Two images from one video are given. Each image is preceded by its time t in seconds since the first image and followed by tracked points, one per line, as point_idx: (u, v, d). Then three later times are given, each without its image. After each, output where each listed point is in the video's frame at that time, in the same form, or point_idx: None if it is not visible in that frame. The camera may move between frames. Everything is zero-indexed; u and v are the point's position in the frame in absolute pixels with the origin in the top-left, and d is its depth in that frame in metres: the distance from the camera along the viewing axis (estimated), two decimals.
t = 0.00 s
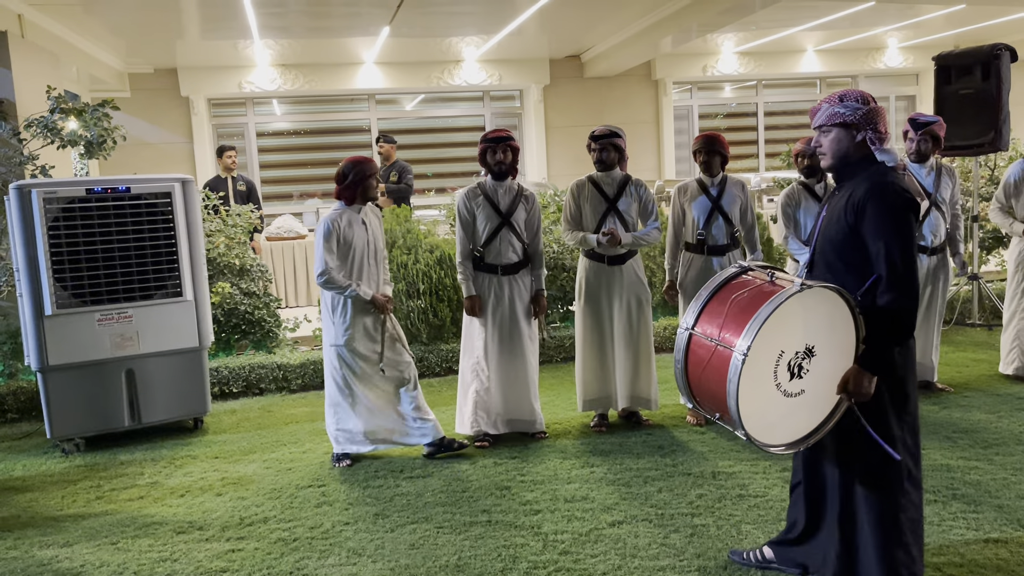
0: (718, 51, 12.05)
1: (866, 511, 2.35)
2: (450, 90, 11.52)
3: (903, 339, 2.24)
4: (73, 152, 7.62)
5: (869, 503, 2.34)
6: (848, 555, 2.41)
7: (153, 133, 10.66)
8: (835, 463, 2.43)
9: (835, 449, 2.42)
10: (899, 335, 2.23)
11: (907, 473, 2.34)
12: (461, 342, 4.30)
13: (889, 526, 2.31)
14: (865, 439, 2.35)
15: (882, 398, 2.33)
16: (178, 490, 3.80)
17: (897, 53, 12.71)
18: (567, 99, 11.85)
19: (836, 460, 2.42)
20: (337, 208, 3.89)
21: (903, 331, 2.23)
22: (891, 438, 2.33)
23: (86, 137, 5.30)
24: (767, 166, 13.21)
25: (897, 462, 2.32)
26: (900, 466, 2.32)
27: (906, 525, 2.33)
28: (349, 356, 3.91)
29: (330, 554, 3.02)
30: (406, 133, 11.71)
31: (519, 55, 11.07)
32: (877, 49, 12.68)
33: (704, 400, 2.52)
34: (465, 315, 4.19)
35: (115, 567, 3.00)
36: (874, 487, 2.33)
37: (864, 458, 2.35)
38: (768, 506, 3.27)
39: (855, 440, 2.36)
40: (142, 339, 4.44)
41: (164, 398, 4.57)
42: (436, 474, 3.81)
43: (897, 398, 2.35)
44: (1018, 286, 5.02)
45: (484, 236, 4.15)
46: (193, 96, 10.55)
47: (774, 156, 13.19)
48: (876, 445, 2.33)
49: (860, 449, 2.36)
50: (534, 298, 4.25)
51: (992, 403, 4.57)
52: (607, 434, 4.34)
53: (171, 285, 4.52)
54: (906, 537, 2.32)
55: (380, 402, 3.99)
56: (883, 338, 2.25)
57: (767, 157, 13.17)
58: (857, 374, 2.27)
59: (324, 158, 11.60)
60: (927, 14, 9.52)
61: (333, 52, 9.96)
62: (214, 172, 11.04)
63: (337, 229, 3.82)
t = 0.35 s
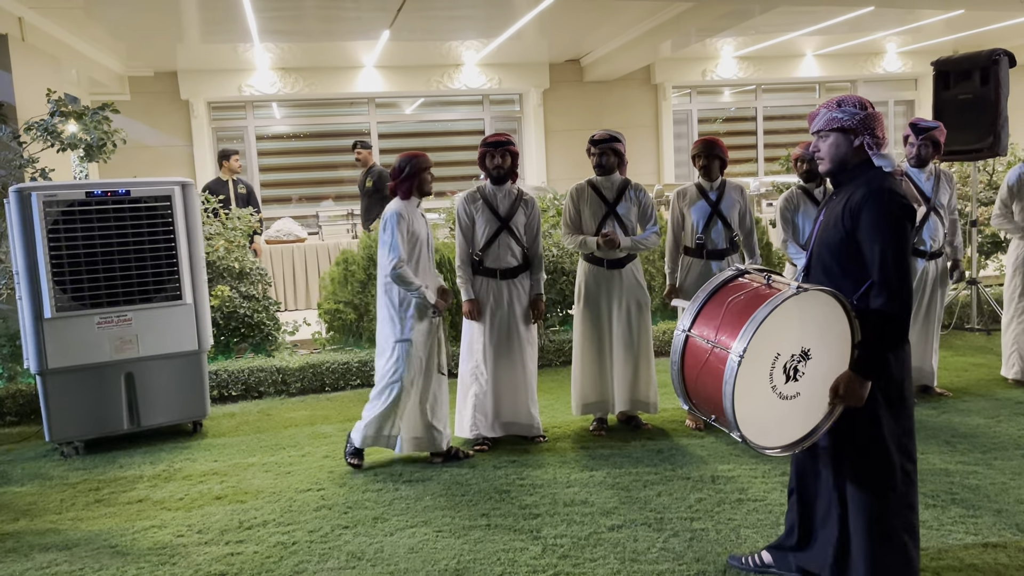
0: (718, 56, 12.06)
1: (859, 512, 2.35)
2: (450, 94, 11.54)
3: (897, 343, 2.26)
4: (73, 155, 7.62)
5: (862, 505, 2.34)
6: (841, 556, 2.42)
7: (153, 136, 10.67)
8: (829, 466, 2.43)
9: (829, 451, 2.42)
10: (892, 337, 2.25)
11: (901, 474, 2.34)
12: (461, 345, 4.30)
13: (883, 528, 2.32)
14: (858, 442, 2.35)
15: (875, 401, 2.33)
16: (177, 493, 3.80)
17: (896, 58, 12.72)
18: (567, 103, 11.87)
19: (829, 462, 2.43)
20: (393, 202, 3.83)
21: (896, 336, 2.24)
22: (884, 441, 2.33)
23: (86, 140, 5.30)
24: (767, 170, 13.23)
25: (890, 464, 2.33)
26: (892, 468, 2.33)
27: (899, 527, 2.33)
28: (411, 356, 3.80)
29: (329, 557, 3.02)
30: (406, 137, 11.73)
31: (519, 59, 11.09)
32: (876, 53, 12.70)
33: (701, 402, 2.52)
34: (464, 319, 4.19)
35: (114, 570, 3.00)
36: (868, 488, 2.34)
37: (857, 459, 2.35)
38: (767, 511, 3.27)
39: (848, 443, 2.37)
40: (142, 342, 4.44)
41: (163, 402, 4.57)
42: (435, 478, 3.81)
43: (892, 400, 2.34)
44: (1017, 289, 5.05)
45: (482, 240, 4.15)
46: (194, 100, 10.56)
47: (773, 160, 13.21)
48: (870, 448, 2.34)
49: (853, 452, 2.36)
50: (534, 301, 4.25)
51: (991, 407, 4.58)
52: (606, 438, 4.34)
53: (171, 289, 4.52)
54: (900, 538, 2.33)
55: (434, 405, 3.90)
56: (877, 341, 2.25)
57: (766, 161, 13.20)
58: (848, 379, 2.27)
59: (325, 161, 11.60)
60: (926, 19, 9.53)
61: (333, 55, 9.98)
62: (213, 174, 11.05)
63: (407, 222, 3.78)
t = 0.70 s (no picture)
0: (718, 60, 12.07)
1: (862, 519, 2.34)
2: (450, 98, 11.55)
3: (901, 350, 2.26)
4: (73, 158, 7.62)
5: (865, 512, 2.33)
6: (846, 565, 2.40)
7: (154, 139, 10.67)
8: (831, 473, 2.42)
9: (830, 459, 2.41)
10: (896, 344, 2.25)
11: (902, 480, 2.34)
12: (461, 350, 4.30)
13: (886, 535, 2.31)
14: (862, 448, 2.35)
15: (878, 408, 2.33)
16: (177, 497, 3.79)
17: (895, 63, 12.74)
18: (567, 107, 11.88)
19: (831, 470, 2.42)
20: (439, 207, 3.74)
21: (901, 343, 2.25)
22: (886, 446, 2.34)
23: (86, 144, 5.29)
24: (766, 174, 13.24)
25: (892, 470, 2.33)
26: (895, 473, 2.33)
27: (902, 534, 2.33)
28: (480, 357, 3.82)
29: (329, 562, 3.01)
30: (406, 140, 11.74)
31: (519, 63, 11.09)
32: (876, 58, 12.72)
33: (704, 410, 2.52)
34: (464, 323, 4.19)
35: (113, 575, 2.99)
36: (871, 495, 2.32)
37: (861, 466, 2.34)
38: (767, 516, 3.26)
39: (851, 449, 2.37)
40: (142, 346, 4.44)
41: (163, 406, 4.56)
42: (435, 482, 3.81)
43: (893, 408, 2.36)
44: (1017, 295, 5.05)
45: (482, 244, 4.15)
46: (193, 103, 10.57)
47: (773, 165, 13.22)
48: (873, 454, 2.34)
49: (856, 458, 2.36)
50: (534, 307, 4.24)
51: (991, 412, 4.58)
52: (605, 443, 4.33)
53: (171, 293, 4.52)
54: (902, 545, 2.32)
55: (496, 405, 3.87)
56: (879, 347, 2.27)
57: (766, 165, 13.21)
58: (858, 385, 2.29)
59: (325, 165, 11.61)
60: (926, 24, 9.53)
61: (333, 59, 9.98)
62: (213, 178, 11.06)
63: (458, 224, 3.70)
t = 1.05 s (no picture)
0: (718, 64, 12.09)
1: (866, 524, 2.34)
2: (451, 102, 11.57)
3: (906, 355, 2.24)
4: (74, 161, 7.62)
5: (869, 518, 2.33)
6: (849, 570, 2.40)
7: (155, 143, 10.68)
8: (835, 478, 2.42)
9: (835, 464, 2.40)
10: (902, 351, 2.23)
11: (905, 486, 2.33)
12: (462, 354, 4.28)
13: (889, 542, 2.31)
14: (866, 454, 2.34)
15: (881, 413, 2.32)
16: (177, 501, 3.78)
17: (896, 67, 12.75)
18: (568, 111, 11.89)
19: (835, 475, 2.41)
20: (513, 213, 3.76)
21: (902, 349, 2.22)
22: (890, 452, 2.32)
23: (87, 147, 5.30)
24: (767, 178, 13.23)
25: (896, 476, 2.31)
26: (898, 479, 2.32)
27: (904, 539, 2.33)
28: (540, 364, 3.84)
29: (330, 566, 3.01)
30: (408, 144, 11.75)
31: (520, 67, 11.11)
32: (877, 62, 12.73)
33: (708, 414, 2.51)
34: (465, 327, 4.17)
35: None
36: (875, 501, 2.32)
37: (863, 472, 2.34)
38: (769, 521, 3.25)
39: (856, 454, 2.36)
40: (143, 349, 4.43)
41: (164, 410, 4.55)
42: (436, 487, 3.80)
43: (898, 413, 2.34)
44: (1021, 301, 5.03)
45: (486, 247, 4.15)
46: (194, 107, 10.57)
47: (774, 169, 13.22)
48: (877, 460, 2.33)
49: (860, 464, 2.35)
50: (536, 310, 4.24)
51: (993, 417, 4.57)
52: (607, 448, 4.32)
53: (172, 296, 4.52)
54: (903, 550, 2.32)
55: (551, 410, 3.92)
56: (885, 354, 2.24)
57: (767, 169, 13.20)
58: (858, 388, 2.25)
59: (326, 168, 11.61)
60: (927, 29, 9.53)
61: (334, 63, 9.99)
62: (213, 181, 11.06)
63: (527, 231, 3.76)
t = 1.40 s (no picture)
0: (721, 68, 12.11)
1: (869, 525, 2.33)
2: (454, 105, 11.60)
3: (909, 357, 2.25)
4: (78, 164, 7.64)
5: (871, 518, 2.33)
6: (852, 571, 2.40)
7: (159, 146, 10.70)
8: (836, 478, 2.42)
9: (837, 465, 2.41)
10: (904, 352, 2.23)
11: (908, 489, 2.33)
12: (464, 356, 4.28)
13: (891, 542, 2.30)
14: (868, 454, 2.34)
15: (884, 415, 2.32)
16: (180, 503, 3.79)
17: (899, 71, 12.76)
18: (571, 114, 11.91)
19: (836, 475, 2.42)
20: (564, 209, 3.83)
21: (906, 351, 2.23)
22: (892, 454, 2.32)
23: (91, 150, 5.31)
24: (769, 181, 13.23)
25: (898, 478, 2.31)
26: (900, 482, 2.32)
27: (907, 542, 2.32)
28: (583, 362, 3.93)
29: (332, 568, 3.01)
30: (411, 147, 11.78)
31: (523, 71, 11.13)
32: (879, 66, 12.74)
33: (711, 414, 2.52)
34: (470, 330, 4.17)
35: None
36: (877, 502, 2.32)
37: (865, 473, 2.34)
38: (771, 524, 3.25)
39: (858, 455, 2.36)
40: (146, 352, 4.44)
41: (167, 412, 4.56)
42: (438, 489, 3.80)
43: (901, 416, 2.34)
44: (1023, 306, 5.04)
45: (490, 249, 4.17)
46: (198, 110, 10.60)
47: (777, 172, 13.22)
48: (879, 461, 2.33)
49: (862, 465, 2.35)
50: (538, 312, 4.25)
51: (995, 421, 4.56)
52: (610, 450, 4.32)
53: (175, 298, 4.52)
54: (907, 553, 2.32)
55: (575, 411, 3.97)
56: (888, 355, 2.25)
57: (769, 173, 13.21)
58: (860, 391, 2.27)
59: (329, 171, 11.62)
60: (929, 32, 9.55)
61: (337, 66, 10.02)
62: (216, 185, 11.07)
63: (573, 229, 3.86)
